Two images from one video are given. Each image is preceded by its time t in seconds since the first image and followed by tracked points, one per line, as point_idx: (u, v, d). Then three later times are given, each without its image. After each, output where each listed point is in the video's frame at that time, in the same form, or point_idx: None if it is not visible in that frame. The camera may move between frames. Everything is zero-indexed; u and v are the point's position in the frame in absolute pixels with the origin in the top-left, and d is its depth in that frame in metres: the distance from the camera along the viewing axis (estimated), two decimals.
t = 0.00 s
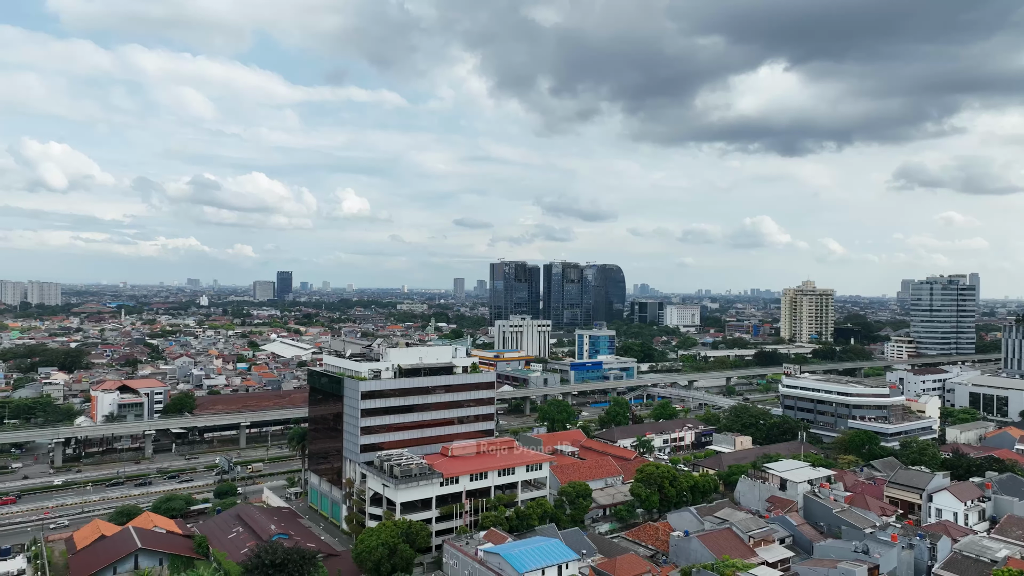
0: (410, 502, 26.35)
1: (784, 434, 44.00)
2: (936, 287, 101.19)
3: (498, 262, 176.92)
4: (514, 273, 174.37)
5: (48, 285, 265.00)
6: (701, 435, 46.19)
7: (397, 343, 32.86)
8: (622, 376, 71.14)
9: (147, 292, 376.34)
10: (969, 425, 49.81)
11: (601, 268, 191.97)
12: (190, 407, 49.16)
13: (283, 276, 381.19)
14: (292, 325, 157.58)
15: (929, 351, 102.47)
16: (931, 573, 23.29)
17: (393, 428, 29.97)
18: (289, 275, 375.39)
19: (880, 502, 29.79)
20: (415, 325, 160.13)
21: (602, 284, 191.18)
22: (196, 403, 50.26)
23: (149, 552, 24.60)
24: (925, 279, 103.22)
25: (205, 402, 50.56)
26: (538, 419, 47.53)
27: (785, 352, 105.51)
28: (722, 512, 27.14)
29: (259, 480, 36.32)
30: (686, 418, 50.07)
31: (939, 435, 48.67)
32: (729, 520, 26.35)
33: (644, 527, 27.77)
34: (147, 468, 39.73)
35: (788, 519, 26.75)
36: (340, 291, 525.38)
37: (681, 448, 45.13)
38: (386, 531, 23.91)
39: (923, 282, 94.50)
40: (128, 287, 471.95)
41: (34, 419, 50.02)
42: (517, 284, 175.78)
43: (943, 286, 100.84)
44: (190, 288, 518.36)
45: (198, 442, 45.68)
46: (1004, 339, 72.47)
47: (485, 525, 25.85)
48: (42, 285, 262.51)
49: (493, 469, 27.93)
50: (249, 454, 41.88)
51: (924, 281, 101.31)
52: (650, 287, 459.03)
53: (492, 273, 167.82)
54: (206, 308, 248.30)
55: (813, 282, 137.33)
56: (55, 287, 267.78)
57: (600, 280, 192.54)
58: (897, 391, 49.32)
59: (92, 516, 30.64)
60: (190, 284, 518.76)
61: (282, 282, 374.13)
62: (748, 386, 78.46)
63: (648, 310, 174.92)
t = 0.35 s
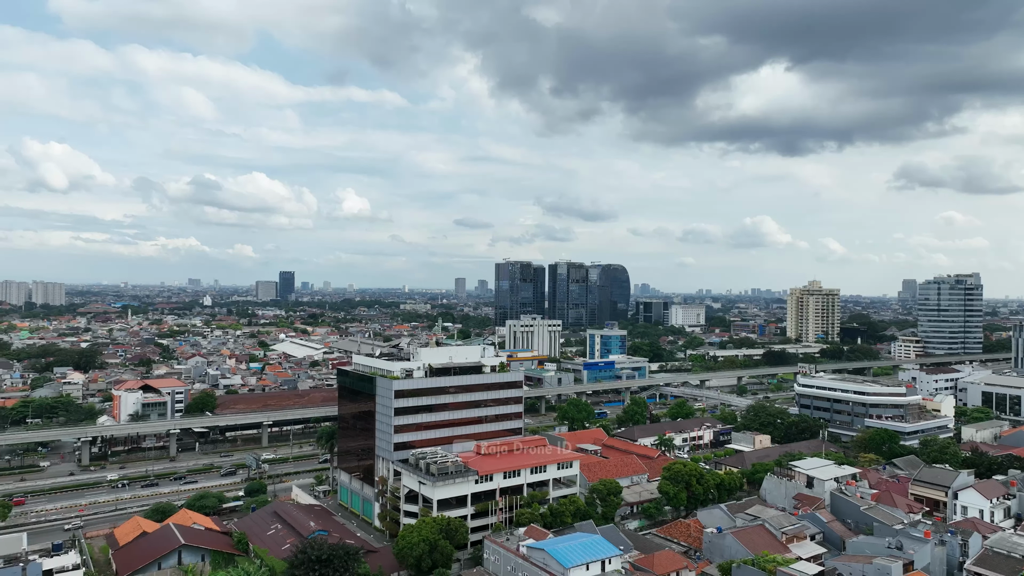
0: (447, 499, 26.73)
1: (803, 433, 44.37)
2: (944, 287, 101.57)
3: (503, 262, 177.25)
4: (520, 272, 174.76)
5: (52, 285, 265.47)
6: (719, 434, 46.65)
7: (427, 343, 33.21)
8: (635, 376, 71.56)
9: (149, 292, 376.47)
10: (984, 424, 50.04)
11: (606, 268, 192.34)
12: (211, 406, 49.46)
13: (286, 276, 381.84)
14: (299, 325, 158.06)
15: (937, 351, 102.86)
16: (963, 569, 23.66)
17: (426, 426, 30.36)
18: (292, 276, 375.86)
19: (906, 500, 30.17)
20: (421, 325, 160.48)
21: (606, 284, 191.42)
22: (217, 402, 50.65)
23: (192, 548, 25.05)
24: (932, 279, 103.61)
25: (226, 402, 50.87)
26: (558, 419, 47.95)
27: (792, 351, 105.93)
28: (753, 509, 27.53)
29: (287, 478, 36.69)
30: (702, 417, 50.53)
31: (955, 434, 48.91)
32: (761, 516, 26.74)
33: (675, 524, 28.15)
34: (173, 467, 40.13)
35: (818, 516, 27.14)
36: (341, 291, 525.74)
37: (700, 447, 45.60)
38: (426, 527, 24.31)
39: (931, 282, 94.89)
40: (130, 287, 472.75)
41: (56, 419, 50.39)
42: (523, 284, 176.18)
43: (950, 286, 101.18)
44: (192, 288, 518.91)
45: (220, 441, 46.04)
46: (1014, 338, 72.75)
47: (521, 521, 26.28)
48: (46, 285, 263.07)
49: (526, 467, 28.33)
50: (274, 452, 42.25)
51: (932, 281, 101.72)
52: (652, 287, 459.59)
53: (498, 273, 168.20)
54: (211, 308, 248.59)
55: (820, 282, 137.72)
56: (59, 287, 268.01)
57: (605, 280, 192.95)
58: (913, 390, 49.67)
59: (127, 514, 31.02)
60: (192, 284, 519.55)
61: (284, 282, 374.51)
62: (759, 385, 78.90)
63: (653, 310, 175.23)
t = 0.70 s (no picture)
0: (482, 497, 27.12)
1: (821, 432, 44.71)
2: (951, 287, 101.95)
3: (509, 262, 177.71)
4: (525, 272, 175.31)
5: (55, 286, 265.85)
6: (737, 433, 47.09)
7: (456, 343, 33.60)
8: (647, 375, 71.97)
9: (153, 292, 377.58)
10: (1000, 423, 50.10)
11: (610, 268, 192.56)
12: (232, 406, 49.79)
13: (288, 276, 382.15)
14: (305, 325, 158.47)
15: (944, 350, 103.25)
16: (996, 565, 23.96)
17: (457, 425, 30.73)
18: (294, 275, 376.60)
19: (932, 497, 30.52)
20: (427, 325, 160.89)
21: (611, 283, 191.71)
22: (238, 402, 51.06)
23: (233, 545, 25.45)
24: (940, 279, 104.01)
25: (246, 401, 51.22)
26: (577, 418, 48.39)
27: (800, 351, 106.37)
28: (783, 507, 27.90)
29: (314, 476, 37.07)
30: (719, 416, 50.94)
31: (971, 433, 49.02)
32: (792, 513, 27.11)
33: (706, 521, 28.45)
34: (200, 465, 40.52)
35: (847, 513, 27.49)
36: (343, 291, 526.14)
37: (718, 446, 46.04)
38: (465, 524, 24.66)
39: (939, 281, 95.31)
40: (132, 287, 473.21)
41: (78, 418, 50.80)
42: (528, 284, 176.66)
43: (958, 285, 101.52)
44: (194, 288, 519.68)
45: (242, 440, 46.43)
46: None
47: (555, 518, 26.63)
48: (50, 286, 263.56)
49: (557, 465, 28.71)
50: (298, 451, 42.66)
51: (940, 281, 102.10)
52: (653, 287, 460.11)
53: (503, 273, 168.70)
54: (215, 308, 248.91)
55: (826, 282, 138.09)
56: (64, 287, 268.88)
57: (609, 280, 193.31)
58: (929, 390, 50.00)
59: (162, 511, 31.40)
60: (194, 284, 519.77)
61: (286, 282, 375.61)
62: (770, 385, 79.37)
63: (658, 309, 175.70)
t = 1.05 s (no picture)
0: (516, 494, 27.50)
1: (839, 431, 45.02)
2: (959, 287, 102.38)
3: (514, 262, 178.14)
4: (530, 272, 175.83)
5: (60, 287, 266.39)
6: (755, 432, 47.48)
7: (484, 342, 34.01)
8: (659, 375, 72.31)
9: (156, 292, 378.58)
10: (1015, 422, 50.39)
11: (615, 268, 192.86)
12: (253, 405, 50.17)
13: (290, 276, 382.73)
14: (312, 325, 159.02)
15: (952, 350, 103.62)
16: None
17: (487, 423, 31.13)
18: (296, 275, 377.08)
19: (957, 495, 30.85)
20: (433, 325, 161.22)
21: (616, 284, 192.13)
22: (258, 401, 51.41)
23: (273, 541, 25.80)
24: (947, 279, 104.43)
25: (266, 401, 51.55)
26: (595, 417, 48.79)
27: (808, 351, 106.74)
28: (812, 505, 28.26)
29: (340, 474, 37.43)
30: (735, 416, 51.29)
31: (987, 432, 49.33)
32: (822, 511, 27.48)
33: (736, 519, 28.77)
34: (225, 464, 40.87)
35: (876, 511, 27.85)
36: (345, 291, 526.73)
37: (736, 445, 46.46)
38: (503, 521, 25.05)
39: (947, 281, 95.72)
40: (134, 287, 473.81)
41: (100, 417, 51.15)
42: (533, 284, 177.12)
43: (966, 286, 101.95)
44: (196, 288, 520.71)
45: (264, 439, 46.80)
46: None
47: (589, 516, 27.01)
48: (55, 286, 264.23)
49: (588, 463, 29.09)
50: (321, 450, 43.03)
51: (947, 281, 102.55)
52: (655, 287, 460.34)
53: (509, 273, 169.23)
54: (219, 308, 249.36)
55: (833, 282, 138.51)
56: (68, 288, 269.55)
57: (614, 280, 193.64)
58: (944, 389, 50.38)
59: (195, 509, 31.76)
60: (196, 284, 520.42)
61: (289, 282, 376.37)
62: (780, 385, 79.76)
63: (663, 310, 176.07)
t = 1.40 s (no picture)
0: (548, 491, 27.88)
1: (857, 430, 45.31)
2: (967, 287, 102.83)
3: (519, 262, 178.47)
4: (535, 272, 176.08)
5: (63, 287, 266.78)
6: (771, 431, 47.85)
7: (512, 342, 34.31)
8: (671, 375, 72.63)
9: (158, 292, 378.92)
10: None
11: (620, 268, 193.13)
12: (273, 404, 50.57)
13: (293, 276, 383.10)
14: (318, 325, 159.15)
15: (960, 350, 103.98)
16: None
17: (517, 422, 31.56)
18: (298, 275, 377.20)
19: (980, 493, 31.20)
20: (439, 325, 161.48)
21: (621, 284, 192.43)
22: (278, 401, 51.77)
23: (312, 538, 26.25)
24: (955, 279, 104.83)
25: (285, 401, 51.93)
26: (613, 416, 49.15)
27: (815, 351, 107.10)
28: (840, 502, 28.64)
29: (366, 473, 37.81)
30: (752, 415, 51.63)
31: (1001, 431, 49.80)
32: (851, 509, 27.84)
33: (764, 517, 28.92)
34: (250, 463, 41.28)
35: (903, 508, 28.18)
36: (346, 292, 526.89)
37: (754, 444, 46.87)
38: (538, 518, 25.48)
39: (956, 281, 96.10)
40: (136, 287, 474.13)
41: (120, 417, 51.49)
42: (538, 283, 177.48)
43: (973, 285, 102.42)
44: (197, 288, 520.86)
45: (285, 439, 47.23)
46: None
47: (621, 513, 27.36)
48: (59, 286, 264.67)
49: (619, 461, 29.48)
50: (344, 449, 43.42)
51: (955, 281, 102.94)
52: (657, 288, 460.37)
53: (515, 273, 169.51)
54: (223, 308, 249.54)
55: (839, 282, 138.90)
56: (71, 288, 269.93)
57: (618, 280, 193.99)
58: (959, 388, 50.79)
59: (227, 507, 32.19)
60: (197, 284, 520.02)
61: (291, 282, 377.03)
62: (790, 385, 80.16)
63: (668, 309, 176.35)
